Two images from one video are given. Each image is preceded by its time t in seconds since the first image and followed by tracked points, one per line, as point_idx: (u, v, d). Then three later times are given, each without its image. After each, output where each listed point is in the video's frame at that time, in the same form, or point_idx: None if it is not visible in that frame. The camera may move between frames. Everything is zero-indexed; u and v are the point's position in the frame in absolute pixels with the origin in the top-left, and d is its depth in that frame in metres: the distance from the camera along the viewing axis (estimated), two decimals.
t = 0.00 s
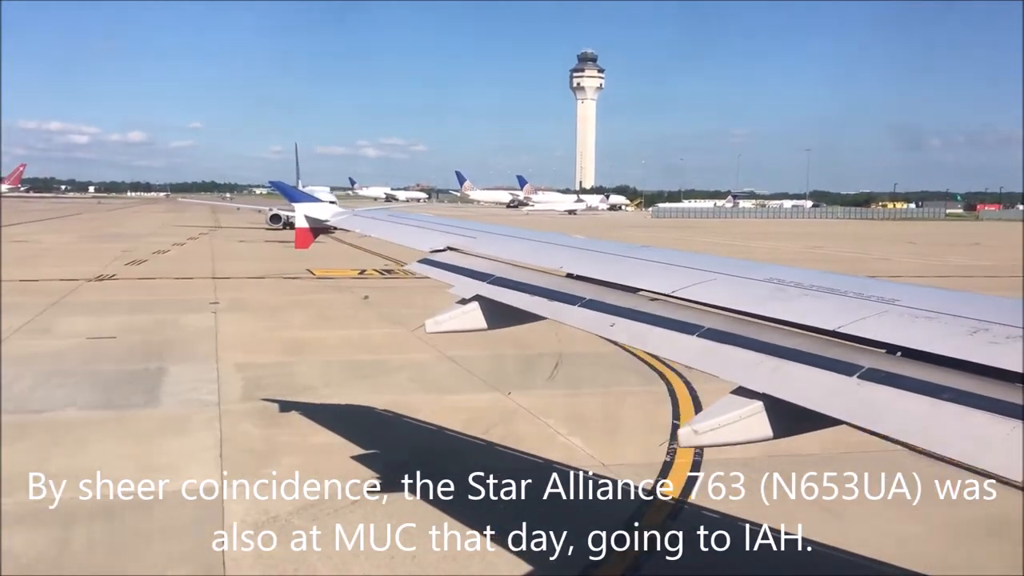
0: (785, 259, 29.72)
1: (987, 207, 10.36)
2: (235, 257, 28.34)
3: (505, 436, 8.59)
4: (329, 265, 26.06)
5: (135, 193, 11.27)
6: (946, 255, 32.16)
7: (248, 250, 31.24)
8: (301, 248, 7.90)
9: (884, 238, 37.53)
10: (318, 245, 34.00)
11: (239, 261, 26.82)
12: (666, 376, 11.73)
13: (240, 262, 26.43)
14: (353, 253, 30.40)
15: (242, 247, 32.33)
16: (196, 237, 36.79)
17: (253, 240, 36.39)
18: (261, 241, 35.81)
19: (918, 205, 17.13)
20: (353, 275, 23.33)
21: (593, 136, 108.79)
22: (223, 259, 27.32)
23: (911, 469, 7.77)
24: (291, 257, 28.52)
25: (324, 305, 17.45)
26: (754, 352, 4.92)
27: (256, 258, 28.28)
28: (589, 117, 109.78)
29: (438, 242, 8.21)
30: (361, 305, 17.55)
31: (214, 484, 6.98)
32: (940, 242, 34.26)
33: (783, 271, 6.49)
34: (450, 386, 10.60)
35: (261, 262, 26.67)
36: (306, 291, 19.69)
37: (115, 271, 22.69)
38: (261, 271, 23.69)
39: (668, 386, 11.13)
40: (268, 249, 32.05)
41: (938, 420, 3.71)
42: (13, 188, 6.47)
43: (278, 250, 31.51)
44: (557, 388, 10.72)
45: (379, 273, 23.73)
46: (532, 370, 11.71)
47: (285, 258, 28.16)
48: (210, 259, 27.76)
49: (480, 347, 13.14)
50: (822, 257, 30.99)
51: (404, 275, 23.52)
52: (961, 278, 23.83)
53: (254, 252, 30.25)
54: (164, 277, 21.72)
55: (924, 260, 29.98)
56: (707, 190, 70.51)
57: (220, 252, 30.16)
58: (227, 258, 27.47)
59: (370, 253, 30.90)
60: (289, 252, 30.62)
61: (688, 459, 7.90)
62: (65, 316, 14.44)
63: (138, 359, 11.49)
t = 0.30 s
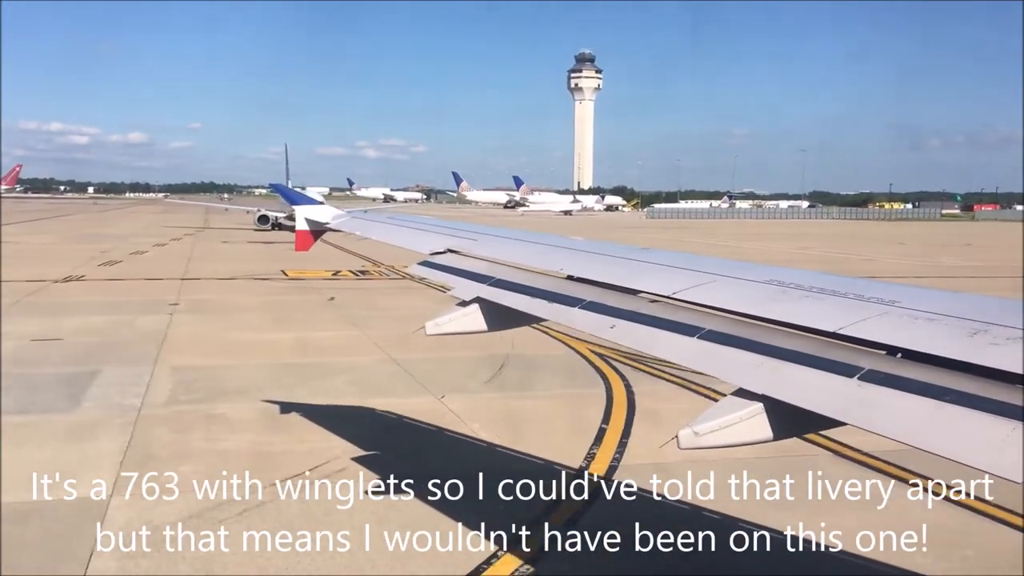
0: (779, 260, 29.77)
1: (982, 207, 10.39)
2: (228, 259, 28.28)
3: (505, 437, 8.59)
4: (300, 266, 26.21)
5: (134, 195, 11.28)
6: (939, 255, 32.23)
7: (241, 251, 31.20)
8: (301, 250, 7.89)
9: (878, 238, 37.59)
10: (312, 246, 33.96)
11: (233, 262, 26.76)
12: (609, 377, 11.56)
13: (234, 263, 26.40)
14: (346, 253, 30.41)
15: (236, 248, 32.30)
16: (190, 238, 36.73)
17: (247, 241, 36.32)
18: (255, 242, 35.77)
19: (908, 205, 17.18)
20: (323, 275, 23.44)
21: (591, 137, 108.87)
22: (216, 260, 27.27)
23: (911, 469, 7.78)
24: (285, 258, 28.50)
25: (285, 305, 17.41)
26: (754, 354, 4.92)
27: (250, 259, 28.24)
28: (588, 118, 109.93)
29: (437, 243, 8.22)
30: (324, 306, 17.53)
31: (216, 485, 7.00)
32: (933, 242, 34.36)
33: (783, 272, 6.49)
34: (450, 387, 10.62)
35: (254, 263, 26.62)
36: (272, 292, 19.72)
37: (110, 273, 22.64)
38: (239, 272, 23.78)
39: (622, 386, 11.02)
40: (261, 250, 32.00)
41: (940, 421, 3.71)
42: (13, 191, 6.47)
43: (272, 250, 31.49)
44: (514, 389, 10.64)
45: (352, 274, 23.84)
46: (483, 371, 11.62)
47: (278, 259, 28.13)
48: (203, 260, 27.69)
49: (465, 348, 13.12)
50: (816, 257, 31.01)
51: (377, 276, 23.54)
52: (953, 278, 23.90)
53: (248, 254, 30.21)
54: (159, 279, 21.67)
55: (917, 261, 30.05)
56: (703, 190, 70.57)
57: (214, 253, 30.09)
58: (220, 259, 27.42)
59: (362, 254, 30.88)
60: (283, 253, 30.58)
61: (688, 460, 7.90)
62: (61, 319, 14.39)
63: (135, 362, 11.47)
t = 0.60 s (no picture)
0: (776, 258, 29.81)
1: (978, 206, 10.41)
2: (218, 259, 28.16)
3: (505, 436, 8.59)
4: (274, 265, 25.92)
5: (133, 193, 11.26)
6: (935, 254, 32.29)
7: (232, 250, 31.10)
8: (301, 247, 7.87)
9: (870, 236, 37.61)
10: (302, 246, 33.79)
11: (223, 262, 26.66)
12: (550, 376, 11.36)
13: (224, 263, 26.25)
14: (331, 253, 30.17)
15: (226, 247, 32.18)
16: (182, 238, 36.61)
17: (238, 241, 36.18)
18: (246, 242, 35.64)
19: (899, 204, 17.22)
20: (293, 275, 23.20)
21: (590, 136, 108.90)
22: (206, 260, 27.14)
23: (911, 468, 7.78)
24: (276, 258, 28.40)
25: (246, 305, 17.19)
26: (755, 351, 4.92)
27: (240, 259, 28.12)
28: (586, 117, 109.95)
29: (438, 241, 8.21)
30: (287, 306, 17.31)
31: (216, 484, 6.99)
32: (926, 240, 34.36)
33: (783, 270, 6.48)
34: (450, 386, 10.61)
35: (246, 263, 26.51)
36: (237, 291, 19.52)
37: (101, 272, 22.56)
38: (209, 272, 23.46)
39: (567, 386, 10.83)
40: (253, 250, 31.90)
41: (940, 419, 3.71)
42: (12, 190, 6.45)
43: (264, 250, 31.41)
44: (468, 388, 10.54)
45: (326, 274, 23.61)
46: (430, 371, 11.45)
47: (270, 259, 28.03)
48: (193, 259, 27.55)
49: (434, 348, 12.99)
50: (813, 256, 31.06)
51: (350, 275, 23.31)
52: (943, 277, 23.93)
53: (246, 253, 30.18)
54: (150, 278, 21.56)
55: (914, 259, 30.11)
56: (698, 189, 70.42)
57: (204, 252, 29.95)
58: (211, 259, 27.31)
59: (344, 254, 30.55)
60: (275, 252, 30.50)
61: (688, 459, 7.90)
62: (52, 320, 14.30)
63: (130, 362, 11.44)
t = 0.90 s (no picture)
0: (774, 257, 29.85)
1: (975, 205, 10.42)
2: (211, 258, 28.08)
3: (506, 435, 8.58)
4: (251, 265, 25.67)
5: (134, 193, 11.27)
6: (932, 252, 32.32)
7: (225, 251, 30.98)
8: (303, 247, 7.86)
9: (866, 236, 37.58)
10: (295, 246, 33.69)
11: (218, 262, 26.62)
12: (492, 376, 11.24)
13: (223, 263, 26.27)
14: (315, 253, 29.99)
15: (220, 247, 32.11)
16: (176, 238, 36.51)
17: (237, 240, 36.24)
18: (245, 242, 35.70)
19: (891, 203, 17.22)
20: (266, 275, 22.96)
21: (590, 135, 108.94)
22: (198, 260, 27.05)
23: (912, 468, 7.77)
24: (269, 258, 28.33)
25: (215, 305, 17.05)
26: (756, 351, 4.91)
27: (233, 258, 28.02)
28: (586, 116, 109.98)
29: (439, 241, 8.22)
30: (250, 306, 17.15)
31: (217, 484, 6.99)
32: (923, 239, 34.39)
33: (785, 270, 6.47)
34: (450, 386, 10.61)
35: (245, 263, 26.54)
36: (235, 291, 19.54)
37: (100, 273, 22.58)
38: (191, 272, 23.34)
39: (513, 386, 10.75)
40: (252, 249, 31.94)
41: (942, 418, 3.70)
42: (13, 190, 6.46)
43: (258, 250, 31.33)
44: (409, 388, 10.46)
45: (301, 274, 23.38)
46: (370, 372, 11.34)
47: (263, 259, 27.92)
48: (185, 259, 27.45)
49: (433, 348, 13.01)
50: (811, 255, 31.08)
51: (325, 276, 23.08)
52: (938, 276, 23.91)
53: (245, 253, 30.23)
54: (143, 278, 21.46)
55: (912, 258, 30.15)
56: (695, 188, 70.51)
57: (203, 252, 29.99)
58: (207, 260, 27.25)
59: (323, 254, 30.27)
60: (268, 252, 30.42)
61: (689, 459, 7.89)
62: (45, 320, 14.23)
63: (129, 363, 11.45)
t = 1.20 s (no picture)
0: (774, 255, 29.86)
1: (974, 201, 10.40)
2: (207, 257, 28.05)
3: (507, 433, 8.59)
4: (227, 264, 25.39)
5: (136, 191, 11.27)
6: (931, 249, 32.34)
7: (226, 250, 31.01)
8: (305, 244, 7.86)
9: (863, 233, 37.51)
10: (290, 245, 33.62)
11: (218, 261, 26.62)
12: (427, 376, 11.00)
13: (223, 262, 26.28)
14: (300, 251, 29.78)
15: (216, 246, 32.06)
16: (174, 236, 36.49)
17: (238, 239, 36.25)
18: (247, 241, 35.74)
19: (886, 200, 17.19)
20: (238, 275, 22.69)
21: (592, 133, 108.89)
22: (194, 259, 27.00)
23: (913, 465, 7.78)
24: (252, 258, 27.93)
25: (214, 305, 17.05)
26: (757, 348, 4.91)
27: (227, 257, 27.98)
28: (588, 114, 109.94)
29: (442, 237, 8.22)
30: (210, 307, 16.95)
31: (219, 484, 7.00)
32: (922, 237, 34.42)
33: (787, 266, 6.47)
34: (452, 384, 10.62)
35: (245, 262, 26.56)
36: (236, 290, 19.55)
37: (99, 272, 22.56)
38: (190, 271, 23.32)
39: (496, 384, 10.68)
40: (253, 248, 31.95)
41: (942, 416, 3.70)
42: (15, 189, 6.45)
43: (260, 249, 31.38)
44: (339, 389, 10.32)
45: (273, 274, 23.06)
46: (309, 372, 11.18)
47: (264, 258, 27.96)
48: (180, 258, 27.41)
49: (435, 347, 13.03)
50: (811, 252, 31.09)
51: (301, 276, 22.83)
52: (935, 273, 23.96)
53: (245, 252, 30.26)
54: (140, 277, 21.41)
55: (912, 255, 30.17)
56: (695, 186, 70.52)
57: (203, 251, 29.98)
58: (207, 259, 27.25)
59: (305, 252, 30.01)
60: (269, 251, 30.45)
61: (690, 457, 7.89)
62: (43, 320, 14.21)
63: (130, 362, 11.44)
